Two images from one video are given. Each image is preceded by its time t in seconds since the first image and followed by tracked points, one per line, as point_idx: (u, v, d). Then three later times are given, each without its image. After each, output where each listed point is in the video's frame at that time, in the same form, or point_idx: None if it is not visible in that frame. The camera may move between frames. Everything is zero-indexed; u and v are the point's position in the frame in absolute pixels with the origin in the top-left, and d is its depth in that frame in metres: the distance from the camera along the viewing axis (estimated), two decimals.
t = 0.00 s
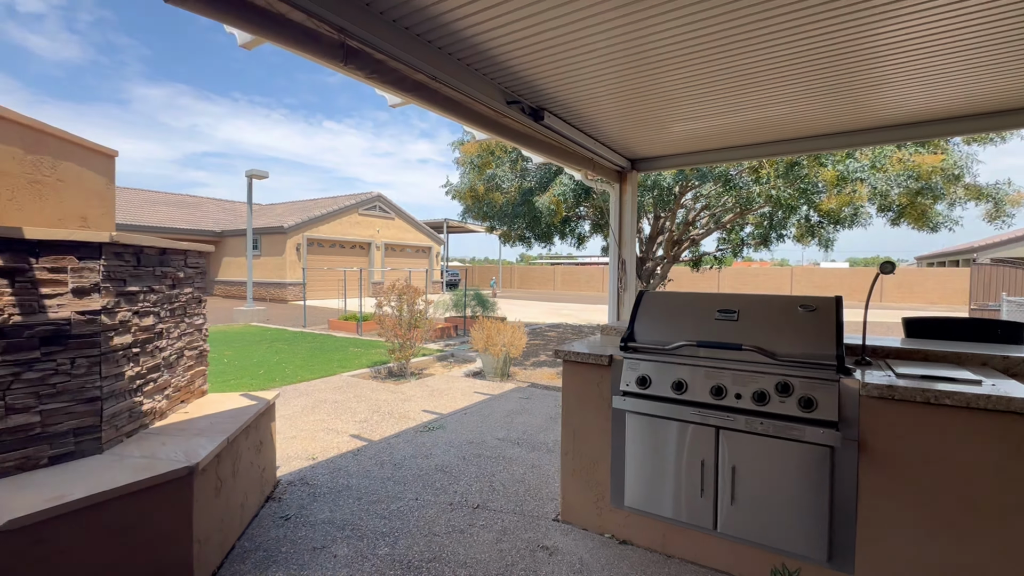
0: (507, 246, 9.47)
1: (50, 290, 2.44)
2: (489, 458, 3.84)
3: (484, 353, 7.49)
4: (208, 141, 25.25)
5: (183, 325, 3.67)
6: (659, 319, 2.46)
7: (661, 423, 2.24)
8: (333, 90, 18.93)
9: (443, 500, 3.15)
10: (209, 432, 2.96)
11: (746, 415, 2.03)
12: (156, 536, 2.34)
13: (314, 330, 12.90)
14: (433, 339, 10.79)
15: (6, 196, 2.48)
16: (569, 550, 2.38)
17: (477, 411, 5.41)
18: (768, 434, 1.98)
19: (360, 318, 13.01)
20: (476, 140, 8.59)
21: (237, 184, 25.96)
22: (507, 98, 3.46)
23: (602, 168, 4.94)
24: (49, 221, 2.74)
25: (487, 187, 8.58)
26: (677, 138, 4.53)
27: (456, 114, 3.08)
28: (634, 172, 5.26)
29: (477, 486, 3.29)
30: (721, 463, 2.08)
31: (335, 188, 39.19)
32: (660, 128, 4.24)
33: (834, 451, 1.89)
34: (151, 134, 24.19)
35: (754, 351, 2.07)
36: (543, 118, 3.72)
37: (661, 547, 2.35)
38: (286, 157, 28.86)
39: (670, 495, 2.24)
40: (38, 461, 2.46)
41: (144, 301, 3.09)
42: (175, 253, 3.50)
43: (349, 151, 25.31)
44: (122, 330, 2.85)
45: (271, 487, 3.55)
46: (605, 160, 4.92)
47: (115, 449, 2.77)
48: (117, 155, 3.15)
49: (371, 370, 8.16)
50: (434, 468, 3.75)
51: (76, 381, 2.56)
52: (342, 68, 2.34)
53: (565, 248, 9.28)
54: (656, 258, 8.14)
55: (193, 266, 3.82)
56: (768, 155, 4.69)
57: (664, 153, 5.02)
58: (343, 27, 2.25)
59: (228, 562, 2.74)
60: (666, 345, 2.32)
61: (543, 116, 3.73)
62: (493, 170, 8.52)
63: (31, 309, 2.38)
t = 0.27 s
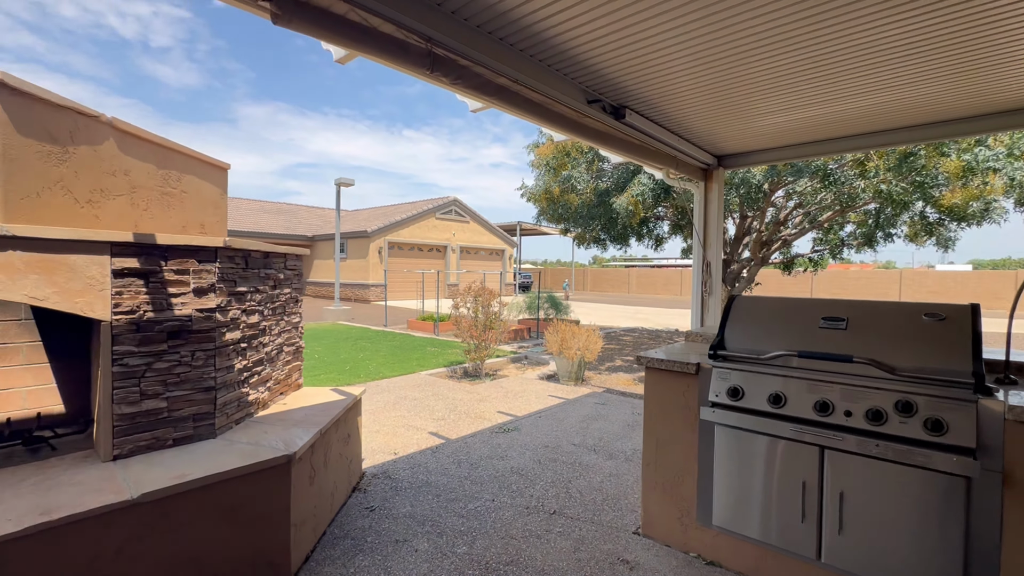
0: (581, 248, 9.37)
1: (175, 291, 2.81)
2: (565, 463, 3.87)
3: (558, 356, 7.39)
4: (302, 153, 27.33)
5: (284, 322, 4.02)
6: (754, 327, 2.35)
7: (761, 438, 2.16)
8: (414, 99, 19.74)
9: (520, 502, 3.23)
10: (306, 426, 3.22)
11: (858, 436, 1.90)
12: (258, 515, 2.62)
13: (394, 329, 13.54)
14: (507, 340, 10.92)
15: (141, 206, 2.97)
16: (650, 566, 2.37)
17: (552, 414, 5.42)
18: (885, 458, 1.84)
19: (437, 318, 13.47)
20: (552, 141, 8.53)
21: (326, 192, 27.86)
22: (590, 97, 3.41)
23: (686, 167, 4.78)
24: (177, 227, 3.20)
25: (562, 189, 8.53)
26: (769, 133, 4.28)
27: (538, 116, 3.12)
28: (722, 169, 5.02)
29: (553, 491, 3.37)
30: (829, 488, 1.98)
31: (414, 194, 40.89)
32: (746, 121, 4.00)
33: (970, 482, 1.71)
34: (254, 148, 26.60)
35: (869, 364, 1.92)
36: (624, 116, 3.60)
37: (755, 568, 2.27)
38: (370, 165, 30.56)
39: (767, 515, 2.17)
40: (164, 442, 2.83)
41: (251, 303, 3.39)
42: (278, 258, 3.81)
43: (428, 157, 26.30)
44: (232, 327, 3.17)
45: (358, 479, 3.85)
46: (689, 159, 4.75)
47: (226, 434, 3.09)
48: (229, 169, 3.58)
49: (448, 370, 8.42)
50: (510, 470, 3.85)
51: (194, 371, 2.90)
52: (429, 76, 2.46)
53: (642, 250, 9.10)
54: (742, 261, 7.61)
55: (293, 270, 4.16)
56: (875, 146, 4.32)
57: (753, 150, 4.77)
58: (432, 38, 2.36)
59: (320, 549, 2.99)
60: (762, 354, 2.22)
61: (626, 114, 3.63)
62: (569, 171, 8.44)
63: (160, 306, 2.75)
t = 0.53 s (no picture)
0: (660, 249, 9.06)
1: (275, 290, 3.07)
2: (642, 473, 3.81)
3: (635, 361, 7.17)
4: (386, 160, 28.82)
5: (369, 321, 4.24)
6: (862, 336, 2.15)
7: (870, 461, 1.97)
8: (489, 104, 20.11)
9: (595, 510, 3.23)
10: (389, 421, 3.37)
11: (996, 467, 1.68)
12: (346, 504, 2.77)
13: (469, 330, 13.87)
14: (582, 343, 10.80)
15: (248, 212, 3.34)
16: None
17: (629, 421, 5.29)
18: None
19: (511, 319, 13.62)
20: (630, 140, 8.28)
21: (407, 197, 29.15)
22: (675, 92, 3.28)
23: (778, 161, 4.48)
24: (276, 232, 3.59)
25: (641, 188, 8.28)
26: (878, 120, 3.92)
27: (621, 113, 3.06)
28: (820, 163, 4.73)
29: (630, 501, 3.32)
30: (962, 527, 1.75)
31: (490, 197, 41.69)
32: (849, 109, 3.69)
33: None
34: (343, 157, 28.44)
35: (1011, 384, 1.68)
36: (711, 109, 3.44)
37: None
38: (448, 170, 31.58)
39: (879, 548, 1.97)
40: (265, 429, 3.08)
41: (340, 302, 3.62)
42: (365, 261, 4.03)
43: (504, 161, 26.69)
44: (324, 325, 3.40)
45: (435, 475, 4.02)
46: (783, 152, 4.46)
47: (317, 425, 3.30)
48: (317, 177, 3.96)
49: (522, 371, 8.49)
50: (585, 476, 3.83)
51: (291, 365, 3.13)
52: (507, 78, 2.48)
53: (727, 251, 8.68)
54: (843, 262, 7.03)
55: (378, 271, 4.38)
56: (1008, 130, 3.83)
57: (857, 139, 4.39)
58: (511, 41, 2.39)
59: (400, 541, 3.10)
60: (871, 367, 2.01)
61: (714, 107, 3.46)
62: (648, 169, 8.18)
63: (263, 304, 3.01)
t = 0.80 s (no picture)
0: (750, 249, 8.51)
1: (365, 288, 3.25)
2: (729, 488, 3.62)
3: (721, 368, 6.79)
4: (465, 163, 29.62)
5: (450, 320, 4.36)
6: (1000, 350, 1.87)
7: (1010, 494, 1.70)
8: (567, 103, 20.00)
9: (675, 522, 3.11)
10: (468, 418, 3.44)
11: None
12: (428, 496, 2.87)
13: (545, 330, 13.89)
14: (663, 347, 10.42)
15: (341, 216, 3.59)
16: None
17: (714, 431, 5.04)
18: None
19: (588, 321, 13.45)
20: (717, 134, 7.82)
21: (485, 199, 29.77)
22: (771, 79, 3.05)
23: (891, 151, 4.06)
24: (362, 234, 3.86)
25: (729, 185, 7.83)
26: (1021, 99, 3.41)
27: (711, 104, 2.90)
28: (946, 152, 4.30)
29: (715, 517, 3.17)
30: None
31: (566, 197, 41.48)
32: (983, 88, 3.24)
33: None
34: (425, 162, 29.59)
35: None
36: (812, 96, 3.17)
37: None
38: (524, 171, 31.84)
39: None
40: (354, 419, 3.27)
41: (423, 301, 3.76)
42: (446, 261, 4.16)
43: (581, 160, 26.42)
44: (408, 322, 3.55)
45: (511, 473, 4.07)
46: (899, 139, 4.02)
47: (401, 417, 3.45)
48: (403, 182, 4.24)
49: (598, 374, 8.35)
50: (666, 486, 3.71)
51: (377, 359, 3.29)
52: (589, 74, 2.43)
53: (827, 251, 8.01)
54: (972, 264, 6.15)
55: (457, 271, 4.50)
56: None
57: (994, 120, 3.85)
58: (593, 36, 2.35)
59: (476, 535, 3.18)
60: (1012, 385, 1.74)
61: (815, 94, 3.19)
62: (737, 165, 7.72)
63: (354, 301, 3.21)
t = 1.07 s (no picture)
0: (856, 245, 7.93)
1: (450, 287, 3.35)
2: (833, 511, 3.31)
3: (821, 379, 6.23)
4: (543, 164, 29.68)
5: (530, 319, 4.39)
6: None
7: None
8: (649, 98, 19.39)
9: (771, 543, 2.91)
10: (549, 418, 3.43)
11: None
12: (510, 494, 2.90)
13: (623, 332, 13.58)
14: (753, 354, 9.78)
15: (428, 217, 3.79)
16: None
17: (814, 447, 4.64)
18: None
19: (669, 324, 12.96)
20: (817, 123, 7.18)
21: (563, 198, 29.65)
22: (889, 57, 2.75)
23: None
24: (447, 234, 4.00)
25: (832, 178, 7.18)
26: None
27: (818, 88, 2.66)
28: None
29: (818, 542, 2.92)
30: None
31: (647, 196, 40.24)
32: None
33: None
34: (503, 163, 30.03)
35: None
36: (940, 73, 2.82)
37: None
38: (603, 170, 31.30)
39: None
40: (439, 413, 3.38)
41: (505, 299, 3.81)
42: (528, 261, 4.18)
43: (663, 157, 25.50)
44: (491, 321, 3.61)
45: (590, 476, 4.02)
46: None
47: (483, 414, 3.51)
48: (482, 182, 4.43)
49: (681, 379, 8.01)
50: (759, 503, 3.48)
51: (461, 356, 3.38)
52: (682, 64, 2.33)
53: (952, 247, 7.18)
54: None
55: (538, 271, 4.51)
56: None
57: None
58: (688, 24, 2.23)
59: (556, 537, 3.16)
60: None
61: (944, 70, 2.83)
62: (841, 155, 7.03)
63: (440, 299, 3.32)
